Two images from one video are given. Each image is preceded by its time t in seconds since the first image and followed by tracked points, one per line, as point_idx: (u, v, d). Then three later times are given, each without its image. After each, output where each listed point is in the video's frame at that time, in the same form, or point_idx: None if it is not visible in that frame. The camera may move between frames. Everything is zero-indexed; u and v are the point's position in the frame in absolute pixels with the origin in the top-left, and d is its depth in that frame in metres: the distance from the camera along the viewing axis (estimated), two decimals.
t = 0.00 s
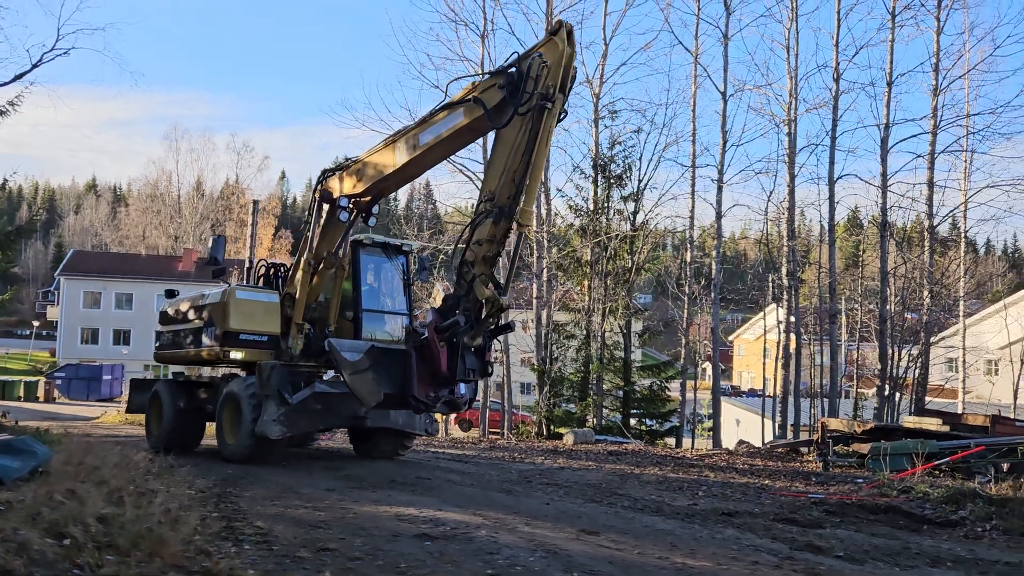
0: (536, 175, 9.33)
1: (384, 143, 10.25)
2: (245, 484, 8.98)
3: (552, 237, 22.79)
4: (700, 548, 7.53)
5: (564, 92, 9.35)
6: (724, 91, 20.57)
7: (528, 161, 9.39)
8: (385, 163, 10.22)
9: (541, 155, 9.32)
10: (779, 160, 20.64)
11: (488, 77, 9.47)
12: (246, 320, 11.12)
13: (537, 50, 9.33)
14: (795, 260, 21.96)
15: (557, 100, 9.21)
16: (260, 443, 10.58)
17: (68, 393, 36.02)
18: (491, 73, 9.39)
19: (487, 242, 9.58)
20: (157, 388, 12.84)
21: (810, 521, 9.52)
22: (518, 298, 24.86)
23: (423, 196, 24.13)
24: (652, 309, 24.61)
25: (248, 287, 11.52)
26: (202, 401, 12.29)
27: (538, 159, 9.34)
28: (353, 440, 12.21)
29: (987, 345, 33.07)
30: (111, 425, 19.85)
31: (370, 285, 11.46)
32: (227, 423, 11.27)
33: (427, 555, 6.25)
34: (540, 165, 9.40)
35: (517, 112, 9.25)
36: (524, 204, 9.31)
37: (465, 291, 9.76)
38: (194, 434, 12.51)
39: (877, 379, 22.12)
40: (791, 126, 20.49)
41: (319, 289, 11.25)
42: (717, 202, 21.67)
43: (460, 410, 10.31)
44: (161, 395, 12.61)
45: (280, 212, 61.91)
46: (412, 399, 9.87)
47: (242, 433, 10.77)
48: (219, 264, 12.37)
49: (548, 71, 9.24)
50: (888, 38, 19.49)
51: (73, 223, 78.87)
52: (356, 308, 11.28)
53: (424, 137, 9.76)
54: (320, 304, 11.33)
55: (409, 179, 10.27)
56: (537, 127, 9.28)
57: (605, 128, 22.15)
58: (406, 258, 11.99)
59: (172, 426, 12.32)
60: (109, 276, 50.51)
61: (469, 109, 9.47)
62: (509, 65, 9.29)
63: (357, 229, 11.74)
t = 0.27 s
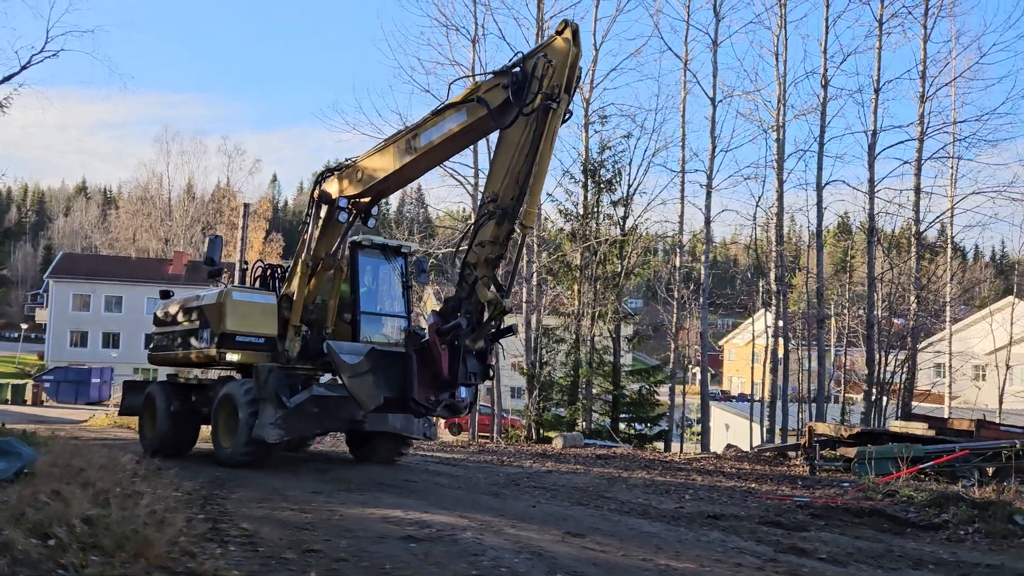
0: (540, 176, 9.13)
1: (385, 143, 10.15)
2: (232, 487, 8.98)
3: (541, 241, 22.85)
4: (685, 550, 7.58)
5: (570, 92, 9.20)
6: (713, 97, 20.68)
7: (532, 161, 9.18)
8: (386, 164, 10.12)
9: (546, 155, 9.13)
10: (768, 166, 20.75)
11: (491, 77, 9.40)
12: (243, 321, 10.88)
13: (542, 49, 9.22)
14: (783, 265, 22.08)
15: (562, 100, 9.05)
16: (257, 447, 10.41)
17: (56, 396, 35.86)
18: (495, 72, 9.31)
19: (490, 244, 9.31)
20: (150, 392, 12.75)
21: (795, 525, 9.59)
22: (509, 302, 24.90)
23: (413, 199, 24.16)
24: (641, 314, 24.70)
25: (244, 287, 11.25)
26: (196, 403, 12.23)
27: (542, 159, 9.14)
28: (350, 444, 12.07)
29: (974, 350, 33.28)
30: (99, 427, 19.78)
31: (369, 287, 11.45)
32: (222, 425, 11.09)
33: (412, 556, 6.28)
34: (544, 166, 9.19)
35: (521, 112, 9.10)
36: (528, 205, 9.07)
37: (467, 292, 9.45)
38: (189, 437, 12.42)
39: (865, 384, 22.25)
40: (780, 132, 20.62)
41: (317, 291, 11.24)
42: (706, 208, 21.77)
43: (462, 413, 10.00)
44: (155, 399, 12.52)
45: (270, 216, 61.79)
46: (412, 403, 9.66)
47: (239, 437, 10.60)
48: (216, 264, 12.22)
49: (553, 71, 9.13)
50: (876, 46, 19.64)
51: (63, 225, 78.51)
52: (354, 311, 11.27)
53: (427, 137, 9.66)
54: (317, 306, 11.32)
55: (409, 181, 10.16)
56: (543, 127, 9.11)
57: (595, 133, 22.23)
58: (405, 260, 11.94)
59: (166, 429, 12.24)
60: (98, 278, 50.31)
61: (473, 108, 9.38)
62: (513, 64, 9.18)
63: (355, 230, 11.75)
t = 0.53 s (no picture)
0: (547, 177, 8.86)
1: (389, 141, 10.02)
2: (221, 488, 8.97)
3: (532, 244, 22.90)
4: (671, 551, 7.63)
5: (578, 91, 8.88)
6: (702, 101, 20.78)
7: (539, 161, 8.91)
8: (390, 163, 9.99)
9: (553, 156, 8.87)
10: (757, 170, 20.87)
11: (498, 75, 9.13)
12: (240, 321, 10.83)
13: (551, 48, 8.93)
14: (772, 269, 22.20)
15: (570, 99, 8.75)
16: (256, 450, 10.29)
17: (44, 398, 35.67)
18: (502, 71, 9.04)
19: (495, 245, 9.07)
20: (145, 393, 12.58)
21: (782, 526, 9.65)
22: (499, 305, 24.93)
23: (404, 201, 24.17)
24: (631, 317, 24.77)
25: (243, 287, 11.22)
26: (191, 404, 12.10)
27: (549, 160, 8.88)
28: (347, 447, 11.92)
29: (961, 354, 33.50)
30: (88, 430, 19.70)
31: (369, 288, 11.27)
32: (218, 428, 10.95)
33: (400, 557, 6.31)
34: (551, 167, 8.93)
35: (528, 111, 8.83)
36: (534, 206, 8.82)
37: (472, 293, 9.14)
38: (184, 438, 12.28)
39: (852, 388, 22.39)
40: (769, 136, 20.74)
41: (316, 292, 11.09)
42: (695, 212, 21.87)
43: (465, 416, 9.77)
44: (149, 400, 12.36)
45: (261, 217, 61.62)
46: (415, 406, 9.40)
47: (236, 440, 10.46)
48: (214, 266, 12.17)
49: (562, 69, 8.81)
50: (865, 51, 19.78)
51: (51, 226, 78.08)
52: (354, 312, 11.09)
53: (431, 136, 9.52)
54: (316, 307, 11.16)
55: (412, 180, 10.04)
56: (550, 127, 8.84)
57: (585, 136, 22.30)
58: (406, 261, 11.76)
59: (162, 431, 12.10)
60: (87, 280, 50.08)
61: (477, 107, 9.17)
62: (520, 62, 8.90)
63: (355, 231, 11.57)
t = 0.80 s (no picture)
0: (557, 177, 8.69)
1: (394, 140, 9.89)
2: (209, 490, 8.94)
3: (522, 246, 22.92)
4: (660, 552, 7.67)
5: (589, 91, 8.74)
6: (693, 104, 20.87)
7: (549, 161, 8.76)
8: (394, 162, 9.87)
9: (563, 156, 8.69)
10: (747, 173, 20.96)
11: (507, 74, 9.02)
12: (239, 323, 10.62)
13: (563, 47, 8.81)
14: (761, 272, 22.30)
15: (581, 98, 8.61)
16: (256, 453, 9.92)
17: (31, 399, 35.48)
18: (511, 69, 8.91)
19: (502, 245, 8.97)
20: (139, 394, 12.30)
21: (770, 528, 9.71)
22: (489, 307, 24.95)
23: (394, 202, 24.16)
24: (621, 319, 24.85)
25: (242, 288, 11.02)
26: (188, 405, 11.85)
27: (559, 160, 8.71)
28: (349, 452, 11.74)
29: (948, 356, 33.76)
30: (76, 430, 19.60)
31: (370, 289, 11.03)
32: (219, 430, 10.60)
33: (389, 557, 6.32)
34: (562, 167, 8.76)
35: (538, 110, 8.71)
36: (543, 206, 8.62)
37: (478, 295, 9.11)
38: (181, 440, 12.03)
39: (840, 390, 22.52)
40: (759, 140, 20.84)
41: (316, 292, 10.96)
42: (685, 214, 21.95)
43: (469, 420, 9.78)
44: (144, 401, 12.09)
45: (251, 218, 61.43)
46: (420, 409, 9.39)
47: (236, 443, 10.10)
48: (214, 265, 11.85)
49: (573, 68, 8.68)
50: (853, 56, 19.91)
51: (39, 226, 77.59)
52: (354, 312, 10.83)
53: (436, 135, 9.37)
54: (316, 307, 11.00)
55: (417, 180, 9.90)
56: (560, 127, 8.70)
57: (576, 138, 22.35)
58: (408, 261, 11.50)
59: (157, 432, 11.83)
60: (75, 280, 49.82)
61: (485, 106, 9.04)
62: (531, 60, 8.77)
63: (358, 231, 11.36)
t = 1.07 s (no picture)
0: (569, 178, 8.60)
1: (399, 138, 9.56)
2: (198, 490, 8.93)
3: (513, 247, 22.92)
4: (648, 552, 7.71)
5: (604, 90, 8.58)
6: (683, 107, 20.95)
7: (561, 162, 8.67)
8: (398, 161, 9.57)
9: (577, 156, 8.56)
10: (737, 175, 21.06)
11: (518, 71, 8.76)
12: (240, 322, 10.25)
13: (576, 44, 8.60)
14: (750, 273, 22.39)
15: (595, 98, 8.45)
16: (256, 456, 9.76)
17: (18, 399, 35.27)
18: (523, 66, 8.68)
19: (513, 247, 8.95)
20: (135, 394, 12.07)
21: (757, 528, 9.77)
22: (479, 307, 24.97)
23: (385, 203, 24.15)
24: (611, 320, 24.92)
25: (242, 286, 10.60)
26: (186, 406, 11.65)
27: (572, 161, 8.61)
28: (350, 454, 11.62)
29: (935, 358, 33.99)
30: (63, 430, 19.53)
31: (372, 290, 10.87)
32: (217, 433, 10.42)
33: (378, 558, 6.34)
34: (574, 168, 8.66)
35: (551, 110, 8.54)
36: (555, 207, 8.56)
37: (488, 296, 9.12)
38: (177, 441, 11.77)
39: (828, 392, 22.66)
40: (748, 142, 20.94)
41: (318, 291, 10.51)
42: (675, 216, 22.03)
43: (476, 423, 9.70)
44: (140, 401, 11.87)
45: (240, 219, 61.25)
46: (428, 411, 9.38)
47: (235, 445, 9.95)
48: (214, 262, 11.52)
49: (587, 67, 8.48)
50: (842, 59, 20.04)
51: (28, 225, 77.14)
52: (357, 314, 10.67)
53: (444, 134, 9.07)
54: (318, 307, 10.61)
55: (421, 178, 9.62)
56: (574, 127, 8.57)
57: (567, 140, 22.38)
58: (410, 261, 11.35)
59: (153, 433, 11.59)
60: (63, 280, 49.57)
61: (496, 105, 8.76)
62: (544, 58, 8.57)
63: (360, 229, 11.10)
